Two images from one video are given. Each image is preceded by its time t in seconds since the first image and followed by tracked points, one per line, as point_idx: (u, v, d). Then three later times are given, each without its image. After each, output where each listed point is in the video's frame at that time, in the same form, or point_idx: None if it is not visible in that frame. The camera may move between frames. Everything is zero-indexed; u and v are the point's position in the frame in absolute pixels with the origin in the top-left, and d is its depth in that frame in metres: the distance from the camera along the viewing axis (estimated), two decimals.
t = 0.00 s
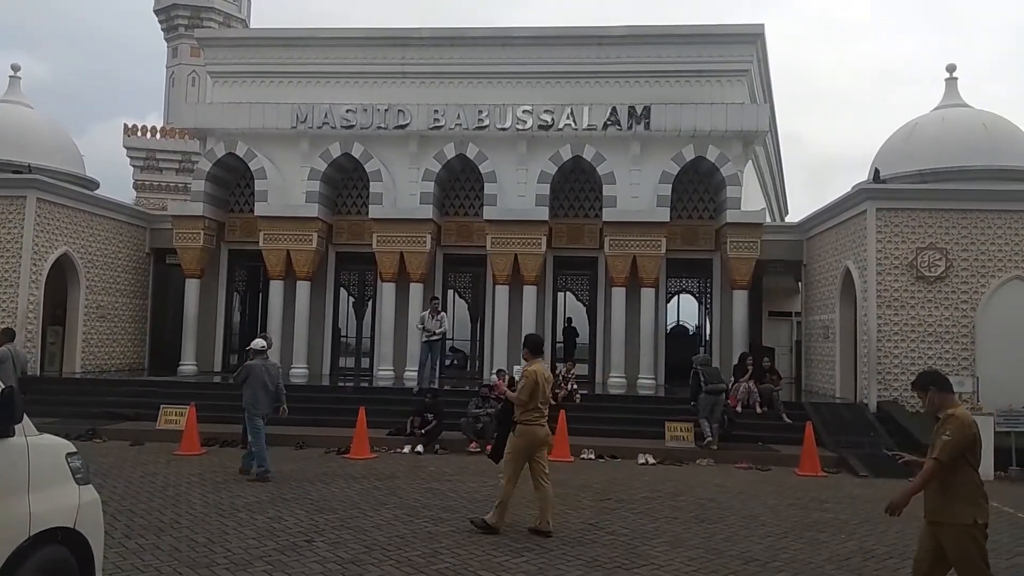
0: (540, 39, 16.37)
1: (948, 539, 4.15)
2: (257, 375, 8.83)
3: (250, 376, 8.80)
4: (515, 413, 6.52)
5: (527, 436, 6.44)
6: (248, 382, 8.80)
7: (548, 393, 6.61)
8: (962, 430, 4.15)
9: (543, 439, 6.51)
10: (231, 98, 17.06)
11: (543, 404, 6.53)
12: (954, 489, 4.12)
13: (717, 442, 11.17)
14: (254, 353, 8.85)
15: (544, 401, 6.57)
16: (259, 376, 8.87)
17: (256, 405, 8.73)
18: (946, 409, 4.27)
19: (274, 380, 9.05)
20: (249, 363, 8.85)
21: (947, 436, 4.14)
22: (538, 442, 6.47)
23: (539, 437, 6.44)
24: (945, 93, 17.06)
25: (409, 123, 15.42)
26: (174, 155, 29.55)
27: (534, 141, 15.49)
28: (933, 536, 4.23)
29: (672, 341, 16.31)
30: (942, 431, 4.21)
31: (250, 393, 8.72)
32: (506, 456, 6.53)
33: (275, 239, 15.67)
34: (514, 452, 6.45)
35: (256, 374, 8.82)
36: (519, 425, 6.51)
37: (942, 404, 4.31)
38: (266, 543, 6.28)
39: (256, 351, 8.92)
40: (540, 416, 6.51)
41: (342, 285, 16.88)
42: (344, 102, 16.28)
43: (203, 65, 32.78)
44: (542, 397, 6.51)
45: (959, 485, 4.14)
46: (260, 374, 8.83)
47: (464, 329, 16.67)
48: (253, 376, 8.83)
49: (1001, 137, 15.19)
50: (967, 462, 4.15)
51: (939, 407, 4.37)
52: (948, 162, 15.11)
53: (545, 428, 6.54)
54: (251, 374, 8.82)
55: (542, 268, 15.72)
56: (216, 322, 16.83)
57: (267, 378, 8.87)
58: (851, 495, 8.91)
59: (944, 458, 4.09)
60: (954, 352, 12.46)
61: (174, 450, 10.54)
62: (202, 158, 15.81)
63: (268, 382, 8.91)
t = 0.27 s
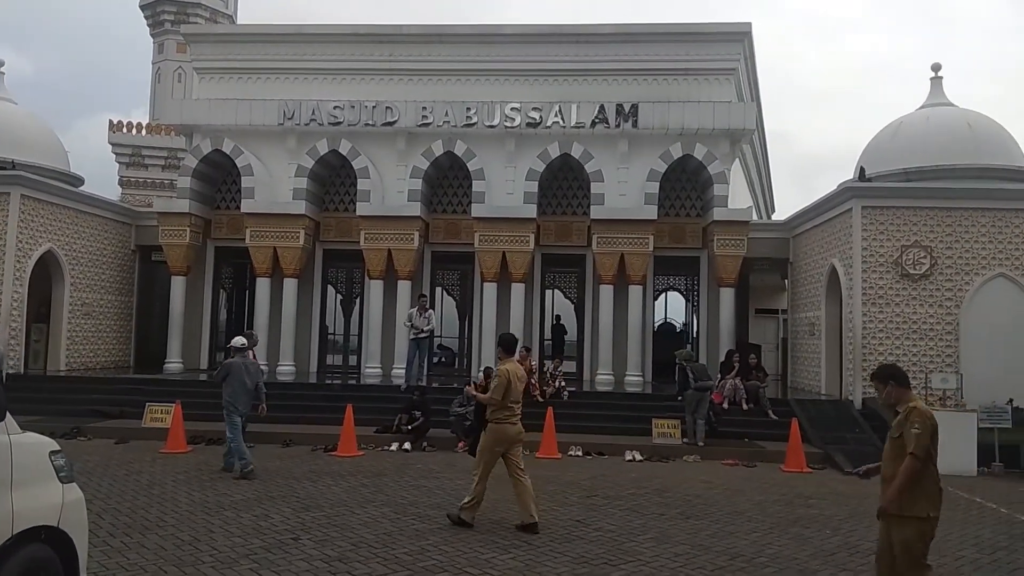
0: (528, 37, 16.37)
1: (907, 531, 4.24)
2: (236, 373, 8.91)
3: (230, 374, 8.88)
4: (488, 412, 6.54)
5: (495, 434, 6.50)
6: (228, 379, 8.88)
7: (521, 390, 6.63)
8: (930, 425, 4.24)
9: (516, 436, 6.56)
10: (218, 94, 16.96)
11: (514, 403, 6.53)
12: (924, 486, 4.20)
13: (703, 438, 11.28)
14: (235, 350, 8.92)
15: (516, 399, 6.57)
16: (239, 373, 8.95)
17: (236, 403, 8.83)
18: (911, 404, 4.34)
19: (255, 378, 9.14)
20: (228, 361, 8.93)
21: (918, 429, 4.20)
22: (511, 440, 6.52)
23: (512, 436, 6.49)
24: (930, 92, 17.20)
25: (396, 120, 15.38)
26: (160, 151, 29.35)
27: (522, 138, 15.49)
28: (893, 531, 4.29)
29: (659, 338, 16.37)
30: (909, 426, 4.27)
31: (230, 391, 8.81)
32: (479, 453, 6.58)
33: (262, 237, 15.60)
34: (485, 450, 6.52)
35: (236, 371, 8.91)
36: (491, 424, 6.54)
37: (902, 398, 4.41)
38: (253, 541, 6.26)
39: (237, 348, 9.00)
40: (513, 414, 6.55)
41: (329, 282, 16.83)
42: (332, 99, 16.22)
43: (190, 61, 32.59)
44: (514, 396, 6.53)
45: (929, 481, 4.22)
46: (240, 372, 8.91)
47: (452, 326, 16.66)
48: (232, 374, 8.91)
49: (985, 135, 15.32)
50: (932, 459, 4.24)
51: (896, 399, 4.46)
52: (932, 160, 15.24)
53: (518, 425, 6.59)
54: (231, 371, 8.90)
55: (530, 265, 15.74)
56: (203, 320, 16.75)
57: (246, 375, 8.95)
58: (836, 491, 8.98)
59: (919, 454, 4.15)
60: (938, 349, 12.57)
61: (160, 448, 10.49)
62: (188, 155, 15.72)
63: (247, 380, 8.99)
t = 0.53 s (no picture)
0: (519, 32, 16.34)
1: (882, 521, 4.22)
2: (221, 366, 9.05)
3: (214, 367, 9.02)
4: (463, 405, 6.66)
5: (471, 426, 6.59)
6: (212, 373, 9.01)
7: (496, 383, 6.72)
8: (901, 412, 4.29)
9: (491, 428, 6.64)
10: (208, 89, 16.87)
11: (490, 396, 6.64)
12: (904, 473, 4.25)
13: (694, 431, 11.35)
14: (220, 344, 9.07)
15: (490, 391, 6.69)
16: (224, 367, 9.10)
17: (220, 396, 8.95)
18: (880, 393, 4.33)
19: (239, 373, 9.28)
20: (214, 354, 9.08)
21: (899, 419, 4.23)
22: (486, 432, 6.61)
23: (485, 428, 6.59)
24: (920, 86, 17.27)
25: (387, 115, 15.33)
26: (149, 147, 29.18)
27: (514, 134, 15.46)
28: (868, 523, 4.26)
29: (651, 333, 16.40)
30: (887, 416, 4.24)
31: (214, 384, 8.94)
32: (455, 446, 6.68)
33: (253, 233, 15.54)
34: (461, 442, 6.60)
35: (220, 365, 9.04)
36: (466, 417, 6.65)
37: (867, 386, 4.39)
38: (244, 537, 6.24)
39: (223, 342, 9.14)
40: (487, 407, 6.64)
41: (321, 278, 16.79)
42: (322, 94, 16.15)
43: (179, 56, 32.41)
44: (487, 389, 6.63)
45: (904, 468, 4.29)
46: (225, 366, 9.05)
47: (444, 321, 16.65)
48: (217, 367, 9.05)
49: (974, 130, 15.39)
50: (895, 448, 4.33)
51: (860, 388, 4.42)
52: (922, 155, 15.31)
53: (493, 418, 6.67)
54: (215, 365, 9.05)
55: (522, 261, 15.73)
56: (193, 316, 16.69)
57: (230, 369, 9.09)
58: (827, 484, 9.03)
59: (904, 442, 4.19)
60: (927, 343, 12.65)
61: (151, 445, 10.45)
62: (177, 150, 15.64)
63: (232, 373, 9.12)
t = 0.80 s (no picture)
0: (506, 28, 16.32)
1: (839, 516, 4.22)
2: (201, 363, 9.04)
3: (195, 363, 9.02)
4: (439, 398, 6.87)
5: (447, 418, 6.81)
6: (192, 369, 9.00)
7: (470, 376, 6.95)
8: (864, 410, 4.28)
9: (466, 420, 6.86)
10: (193, 85, 16.75)
11: (466, 390, 6.89)
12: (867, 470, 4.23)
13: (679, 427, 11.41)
14: (201, 341, 9.06)
15: (465, 385, 6.92)
16: (204, 363, 9.08)
17: (200, 393, 8.94)
18: (841, 389, 4.31)
19: (219, 369, 9.27)
20: (194, 350, 9.07)
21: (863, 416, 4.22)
22: (461, 424, 6.84)
23: (461, 420, 6.81)
24: (905, 83, 17.38)
25: (374, 111, 15.27)
26: (134, 144, 28.96)
27: (501, 130, 15.44)
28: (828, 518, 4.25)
29: (639, 329, 16.44)
30: (850, 413, 4.23)
31: (194, 380, 8.94)
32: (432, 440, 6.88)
33: (239, 229, 15.45)
34: (440, 436, 6.75)
35: (201, 362, 9.03)
36: (442, 410, 6.87)
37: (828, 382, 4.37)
38: (231, 536, 6.22)
39: (203, 339, 9.14)
40: (462, 399, 6.86)
41: (308, 275, 16.72)
42: (308, 90, 16.08)
43: (163, 52, 32.16)
44: (461, 381, 6.87)
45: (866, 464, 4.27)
46: (205, 363, 9.04)
47: (432, 318, 16.63)
48: (197, 363, 9.05)
49: (958, 125, 15.49)
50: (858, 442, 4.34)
51: (821, 384, 4.39)
52: (906, 151, 15.41)
53: (468, 410, 6.89)
54: (196, 361, 9.04)
55: (509, 257, 15.73)
56: (179, 314, 16.59)
57: (211, 366, 9.08)
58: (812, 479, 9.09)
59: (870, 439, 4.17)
60: (912, 338, 12.76)
61: (137, 443, 10.38)
62: (162, 147, 15.53)
63: (212, 370, 9.12)
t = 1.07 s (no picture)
0: (496, 21, 16.27)
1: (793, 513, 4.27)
2: (180, 358, 9.03)
3: (174, 358, 9.01)
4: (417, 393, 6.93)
5: (424, 412, 6.85)
6: (171, 364, 8.98)
7: (447, 369, 6.96)
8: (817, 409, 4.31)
9: (443, 412, 6.86)
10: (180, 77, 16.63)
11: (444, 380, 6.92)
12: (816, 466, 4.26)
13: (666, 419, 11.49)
14: (178, 336, 9.08)
15: (442, 378, 6.94)
16: (183, 358, 9.06)
17: (180, 388, 8.89)
18: (797, 386, 4.31)
19: (199, 364, 9.25)
20: (172, 346, 9.07)
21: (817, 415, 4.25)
22: (438, 417, 6.85)
23: (437, 412, 6.82)
24: (894, 76, 17.43)
25: (363, 104, 15.20)
26: (121, 137, 28.74)
27: (491, 123, 15.40)
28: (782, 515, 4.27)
29: (629, 323, 16.47)
30: (804, 412, 4.24)
31: (173, 375, 8.90)
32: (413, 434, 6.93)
33: (228, 223, 15.37)
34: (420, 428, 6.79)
35: (180, 357, 9.02)
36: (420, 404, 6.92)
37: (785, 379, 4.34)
38: (220, 530, 6.20)
39: (181, 334, 9.17)
40: (437, 392, 6.88)
41: (297, 269, 16.66)
42: (297, 83, 15.99)
43: (150, 44, 31.92)
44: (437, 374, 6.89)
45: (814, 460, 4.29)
46: (184, 357, 9.03)
47: (422, 312, 16.60)
48: (176, 358, 9.02)
49: (946, 119, 15.55)
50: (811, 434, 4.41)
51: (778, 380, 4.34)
52: (895, 145, 15.47)
53: (445, 402, 6.90)
54: (175, 356, 9.02)
55: (499, 250, 15.71)
56: (168, 307, 16.52)
57: (191, 360, 9.06)
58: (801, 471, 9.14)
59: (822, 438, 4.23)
60: (900, 331, 12.83)
61: (125, 438, 10.33)
62: (150, 140, 15.42)
63: (192, 365, 9.09)
